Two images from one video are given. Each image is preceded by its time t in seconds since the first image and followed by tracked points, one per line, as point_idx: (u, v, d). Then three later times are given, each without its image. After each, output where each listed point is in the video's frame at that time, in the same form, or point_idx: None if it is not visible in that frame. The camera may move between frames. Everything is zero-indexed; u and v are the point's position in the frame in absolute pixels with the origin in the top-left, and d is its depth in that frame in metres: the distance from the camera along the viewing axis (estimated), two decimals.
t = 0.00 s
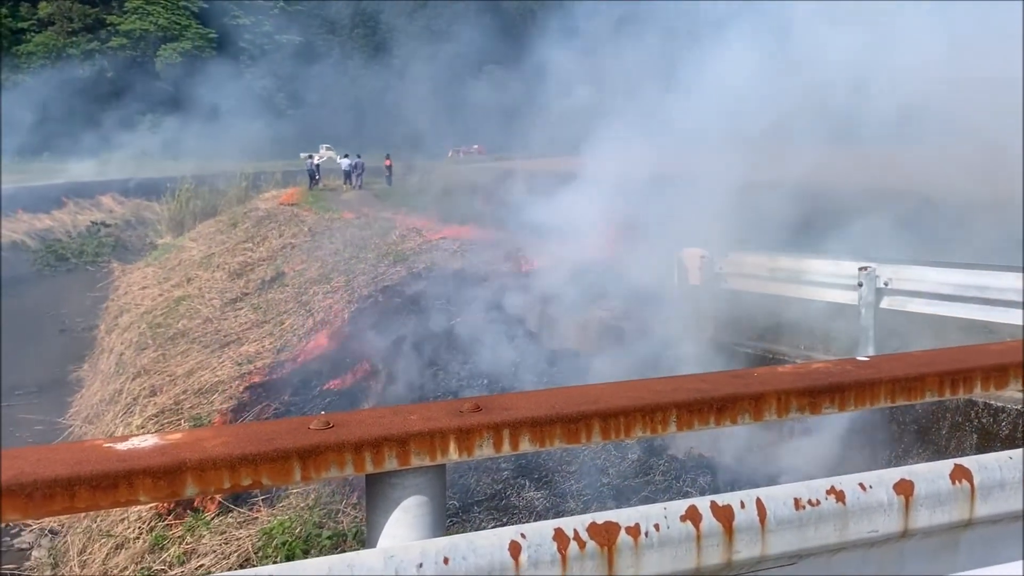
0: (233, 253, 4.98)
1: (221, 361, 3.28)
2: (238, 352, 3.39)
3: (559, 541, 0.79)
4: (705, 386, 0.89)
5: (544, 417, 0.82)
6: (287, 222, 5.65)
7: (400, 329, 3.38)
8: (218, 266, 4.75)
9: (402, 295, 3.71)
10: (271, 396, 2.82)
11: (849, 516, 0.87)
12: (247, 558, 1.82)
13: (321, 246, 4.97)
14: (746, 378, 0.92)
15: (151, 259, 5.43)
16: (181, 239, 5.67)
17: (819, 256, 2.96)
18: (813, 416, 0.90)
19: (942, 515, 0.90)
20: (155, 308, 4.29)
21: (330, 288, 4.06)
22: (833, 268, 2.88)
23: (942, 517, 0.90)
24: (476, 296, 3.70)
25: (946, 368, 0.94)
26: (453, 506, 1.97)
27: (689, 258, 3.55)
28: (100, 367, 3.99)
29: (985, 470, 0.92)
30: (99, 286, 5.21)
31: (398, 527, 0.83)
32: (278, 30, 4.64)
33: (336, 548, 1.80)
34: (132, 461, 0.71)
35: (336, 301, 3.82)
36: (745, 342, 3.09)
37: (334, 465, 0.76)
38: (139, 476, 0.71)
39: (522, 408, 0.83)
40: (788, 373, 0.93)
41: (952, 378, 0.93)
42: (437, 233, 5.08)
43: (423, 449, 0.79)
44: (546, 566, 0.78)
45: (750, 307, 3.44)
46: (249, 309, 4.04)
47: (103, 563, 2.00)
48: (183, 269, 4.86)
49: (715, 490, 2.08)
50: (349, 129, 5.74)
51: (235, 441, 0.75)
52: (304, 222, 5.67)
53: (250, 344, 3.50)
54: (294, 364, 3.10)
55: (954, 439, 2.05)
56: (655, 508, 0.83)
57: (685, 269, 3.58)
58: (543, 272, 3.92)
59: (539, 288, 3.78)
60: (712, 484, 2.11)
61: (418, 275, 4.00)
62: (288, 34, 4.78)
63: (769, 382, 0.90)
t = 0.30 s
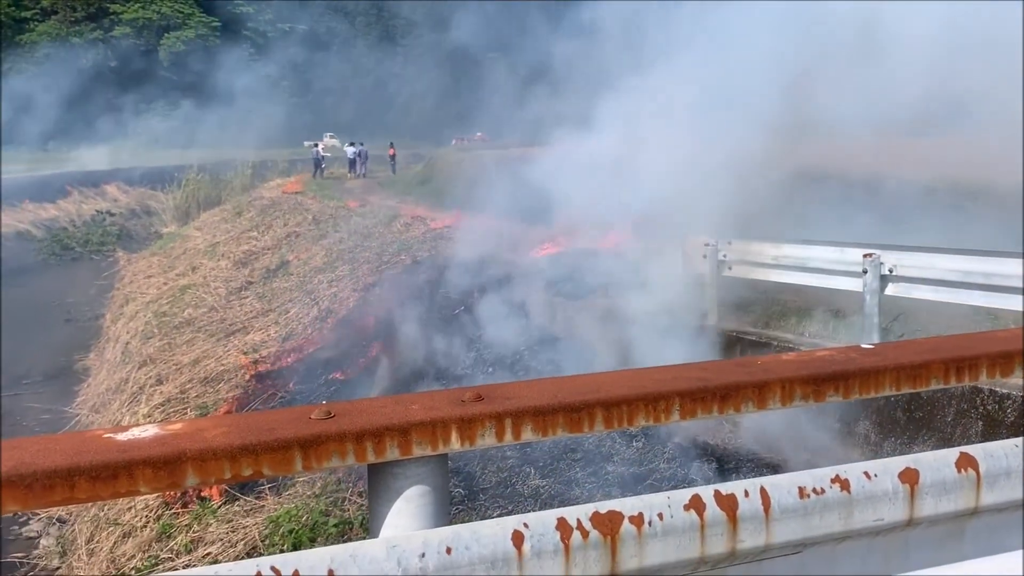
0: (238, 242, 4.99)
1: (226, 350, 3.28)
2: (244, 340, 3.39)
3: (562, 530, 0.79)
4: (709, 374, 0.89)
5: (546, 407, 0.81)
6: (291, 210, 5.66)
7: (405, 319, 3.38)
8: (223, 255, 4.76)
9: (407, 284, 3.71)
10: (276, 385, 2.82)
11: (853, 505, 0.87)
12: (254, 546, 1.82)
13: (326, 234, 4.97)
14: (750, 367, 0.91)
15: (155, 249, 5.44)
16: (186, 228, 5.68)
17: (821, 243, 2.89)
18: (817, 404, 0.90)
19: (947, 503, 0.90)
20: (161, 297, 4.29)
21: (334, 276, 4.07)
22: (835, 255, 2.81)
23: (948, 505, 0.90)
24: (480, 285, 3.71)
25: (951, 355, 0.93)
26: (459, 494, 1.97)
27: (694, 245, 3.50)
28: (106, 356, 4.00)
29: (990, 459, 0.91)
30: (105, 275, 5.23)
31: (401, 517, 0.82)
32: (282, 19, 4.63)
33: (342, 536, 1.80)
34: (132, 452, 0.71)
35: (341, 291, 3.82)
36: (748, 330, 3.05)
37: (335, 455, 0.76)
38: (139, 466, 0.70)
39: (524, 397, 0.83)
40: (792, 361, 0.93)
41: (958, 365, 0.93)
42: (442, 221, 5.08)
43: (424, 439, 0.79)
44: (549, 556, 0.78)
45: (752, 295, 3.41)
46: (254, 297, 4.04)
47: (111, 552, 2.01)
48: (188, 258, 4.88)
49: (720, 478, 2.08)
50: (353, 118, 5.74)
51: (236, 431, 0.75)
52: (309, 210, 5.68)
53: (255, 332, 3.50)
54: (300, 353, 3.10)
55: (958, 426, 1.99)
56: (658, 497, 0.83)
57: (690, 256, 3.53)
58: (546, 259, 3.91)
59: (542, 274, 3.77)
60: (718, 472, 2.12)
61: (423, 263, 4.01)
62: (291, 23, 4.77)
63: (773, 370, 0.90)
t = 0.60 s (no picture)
0: (241, 232, 5.00)
1: (231, 340, 3.27)
2: (248, 331, 3.40)
3: (564, 524, 0.78)
4: (710, 366, 0.88)
5: (547, 399, 0.81)
6: (294, 201, 5.66)
7: (408, 310, 3.39)
8: (227, 245, 4.77)
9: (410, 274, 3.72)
10: (280, 376, 2.82)
11: (857, 496, 0.86)
12: (261, 536, 1.81)
13: (329, 224, 4.97)
14: (752, 358, 0.91)
15: (159, 239, 5.44)
16: (189, 218, 5.69)
17: (824, 233, 2.85)
18: (820, 395, 0.89)
19: (951, 494, 0.89)
20: (165, 288, 4.29)
21: (337, 266, 4.07)
22: (839, 245, 2.77)
23: (951, 497, 0.89)
24: (483, 274, 3.71)
25: (953, 345, 0.92)
26: (464, 483, 1.97)
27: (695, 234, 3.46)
28: (111, 346, 4.00)
29: (994, 449, 0.90)
30: (109, 266, 5.25)
31: (402, 511, 0.82)
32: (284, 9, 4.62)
33: (347, 526, 1.79)
34: (129, 446, 0.71)
35: (344, 281, 3.82)
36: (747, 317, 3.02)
37: (335, 449, 0.75)
38: (137, 461, 0.70)
39: (524, 390, 0.82)
40: (794, 353, 0.92)
41: (961, 356, 0.92)
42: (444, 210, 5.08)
43: (424, 432, 0.78)
44: (551, 549, 0.77)
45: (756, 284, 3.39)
46: (257, 288, 4.05)
47: (117, 542, 2.01)
48: (191, 249, 4.89)
49: (724, 467, 2.08)
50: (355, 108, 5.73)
51: (233, 426, 0.75)
52: (312, 200, 5.69)
53: (259, 323, 3.50)
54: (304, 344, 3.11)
55: (963, 415, 1.98)
56: (660, 490, 0.83)
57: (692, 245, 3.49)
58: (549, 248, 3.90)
59: (544, 263, 3.76)
60: (722, 461, 2.12)
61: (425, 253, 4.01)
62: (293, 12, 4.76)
63: (775, 362, 0.89)
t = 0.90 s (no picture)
0: (243, 227, 5.00)
1: (234, 335, 3.27)
2: (251, 325, 3.40)
3: (565, 521, 0.78)
4: (713, 363, 0.88)
5: (550, 396, 0.80)
6: (295, 196, 5.66)
7: (410, 306, 3.39)
8: (229, 240, 4.77)
9: (413, 271, 3.73)
10: (282, 370, 2.82)
11: (860, 494, 0.86)
12: (262, 529, 1.81)
13: (331, 219, 4.97)
14: (756, 355, 0.90)
15: (161, 234, 5.44)
16: (191, 213, 5.69)
17: (827, 228, 2.82)
18: (824, 392, 0.89)
19: (954, 492, 0.89)
20: (168, 282, 4.29)
21: (340, 261, 4.07)
22: (842, 240, 2.75)
23: (954, 495, 0.89)
24: (486, 270, 3.71)
25: (959, 343, 0.92)
26: (465, 477, 1.96)
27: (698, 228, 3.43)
28: (113, 340, 4.00)
29: (998, 447, 0.90)
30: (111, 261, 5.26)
31: (403, 508, 0.82)
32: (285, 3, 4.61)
33: (349, 519, 1.79)
34: (129, 444, 0.70)
35: (346, 276, 3.82)
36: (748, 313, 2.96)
37: (336, 447, 0.75)
38: (137, 459, 0.70)
39: (526, 387, 0.82)
40: (797, 350, 0.92)
41: (966, 353, 0.91)
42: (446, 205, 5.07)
43: (426, 430, 0.78)
44: (552, 547, 0.77)
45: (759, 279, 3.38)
46: (260, 282, 4.05)
47: (119, 535, 2.01)
48: (193, 244, 4.89)
49: (727, 462, 2.07)
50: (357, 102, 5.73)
51: (234, 424, 0.74)
52: (314, 195, 5.69)
53: (262, 317, 3.50)
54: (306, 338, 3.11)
55: (965, 411, 1.97)
56: (663, 487, 0.82)
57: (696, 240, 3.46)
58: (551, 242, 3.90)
59: (546, 258, 3.76)
60: (724, 456, 2.11)
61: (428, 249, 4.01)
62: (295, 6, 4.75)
63: (778, 359, 0.88)
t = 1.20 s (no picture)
0: (245, 226, 4.99)
1: (236, 334, 3.27)
2: (253, 324, 3.39)
3: (567, 524, 0.78)
4: (716, 364, 0.87)
5: (551, 398, 0.80)
6: (297, 195, 5.66)
7: (412, 305, 3.39)
8: (231, 239, 4.76)
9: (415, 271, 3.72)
10: (284, 369, 2.82)
11: (863, 495, 0.85)
12: (264, 528, 1.81)
13: (333, 219, 4.97)
14: (759, 356, 0.90)
15: (162, 233, 5.44)
16: (194, 213, 5.69)
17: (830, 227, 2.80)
18: (827, 393, 0.88)
19: (958, 493, 0.88)
20: (169, 281, 4.28)
21: (342, 260, 4.07)
22: (845, 239, 2.73)
23: (959, 496, 0.88)
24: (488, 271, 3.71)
25: (963, 344, 0.91)
26: (468, 476, 1.96)
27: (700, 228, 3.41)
28: (115, 339, 4.00)
29: (1003, 448, 0.89)
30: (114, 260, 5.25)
31: (404, 510, 0.82)
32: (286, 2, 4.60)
33: (350, 518, 1.79)
34: (128, 447, 0.70)
35: (348, 275, 3.82)
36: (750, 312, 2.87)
37: (336, 448, 0.75)
38: (136, 461, 0.69)
39: (528, 389, 0.82)
40: (801, 351, 0.91)
41: (970, 354, 0.91)
42: (448, 204, 5.07)
43: (427, 432, 0.78)
44: (554, 549, 0.76)
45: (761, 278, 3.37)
46: (261, 282, 4.04)
47: (120, 534, 2.01)
48: (195, 243, 4.89)
49: (729, 462, 2.07)
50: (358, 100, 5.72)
51: (234, 426, 0.74)
52: (316, 194, 5.68)
53: (263, 316, 3.50)
54: (307, 338, 3.10)
55: (968, 410, 1.96)
56: (665, 489, 0.82)
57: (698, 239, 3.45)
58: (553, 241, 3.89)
59: (549, 258, 3.75)
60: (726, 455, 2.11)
61: (430, 248, 4.00)
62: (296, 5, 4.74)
63: (781, 361, 0.88)
